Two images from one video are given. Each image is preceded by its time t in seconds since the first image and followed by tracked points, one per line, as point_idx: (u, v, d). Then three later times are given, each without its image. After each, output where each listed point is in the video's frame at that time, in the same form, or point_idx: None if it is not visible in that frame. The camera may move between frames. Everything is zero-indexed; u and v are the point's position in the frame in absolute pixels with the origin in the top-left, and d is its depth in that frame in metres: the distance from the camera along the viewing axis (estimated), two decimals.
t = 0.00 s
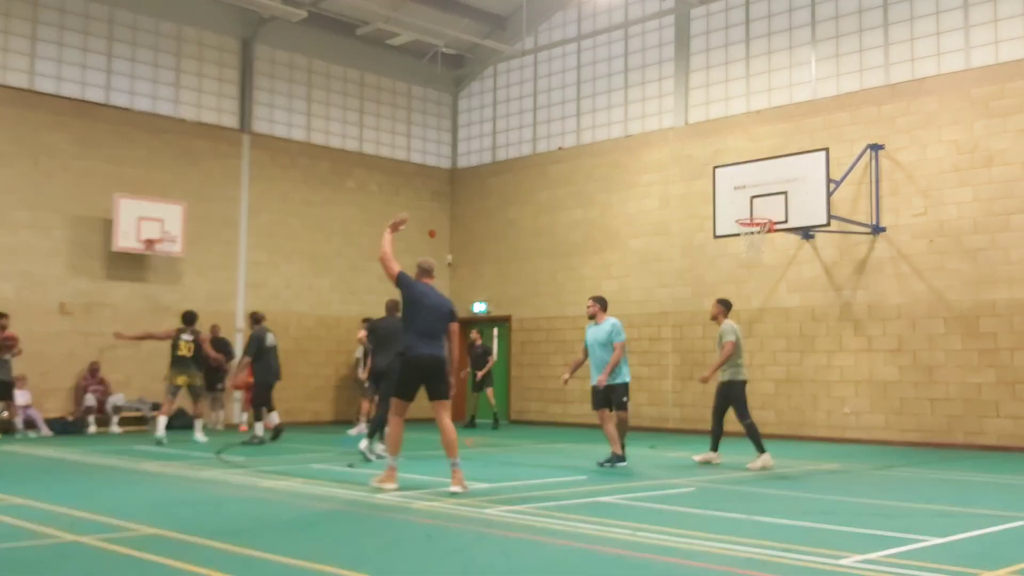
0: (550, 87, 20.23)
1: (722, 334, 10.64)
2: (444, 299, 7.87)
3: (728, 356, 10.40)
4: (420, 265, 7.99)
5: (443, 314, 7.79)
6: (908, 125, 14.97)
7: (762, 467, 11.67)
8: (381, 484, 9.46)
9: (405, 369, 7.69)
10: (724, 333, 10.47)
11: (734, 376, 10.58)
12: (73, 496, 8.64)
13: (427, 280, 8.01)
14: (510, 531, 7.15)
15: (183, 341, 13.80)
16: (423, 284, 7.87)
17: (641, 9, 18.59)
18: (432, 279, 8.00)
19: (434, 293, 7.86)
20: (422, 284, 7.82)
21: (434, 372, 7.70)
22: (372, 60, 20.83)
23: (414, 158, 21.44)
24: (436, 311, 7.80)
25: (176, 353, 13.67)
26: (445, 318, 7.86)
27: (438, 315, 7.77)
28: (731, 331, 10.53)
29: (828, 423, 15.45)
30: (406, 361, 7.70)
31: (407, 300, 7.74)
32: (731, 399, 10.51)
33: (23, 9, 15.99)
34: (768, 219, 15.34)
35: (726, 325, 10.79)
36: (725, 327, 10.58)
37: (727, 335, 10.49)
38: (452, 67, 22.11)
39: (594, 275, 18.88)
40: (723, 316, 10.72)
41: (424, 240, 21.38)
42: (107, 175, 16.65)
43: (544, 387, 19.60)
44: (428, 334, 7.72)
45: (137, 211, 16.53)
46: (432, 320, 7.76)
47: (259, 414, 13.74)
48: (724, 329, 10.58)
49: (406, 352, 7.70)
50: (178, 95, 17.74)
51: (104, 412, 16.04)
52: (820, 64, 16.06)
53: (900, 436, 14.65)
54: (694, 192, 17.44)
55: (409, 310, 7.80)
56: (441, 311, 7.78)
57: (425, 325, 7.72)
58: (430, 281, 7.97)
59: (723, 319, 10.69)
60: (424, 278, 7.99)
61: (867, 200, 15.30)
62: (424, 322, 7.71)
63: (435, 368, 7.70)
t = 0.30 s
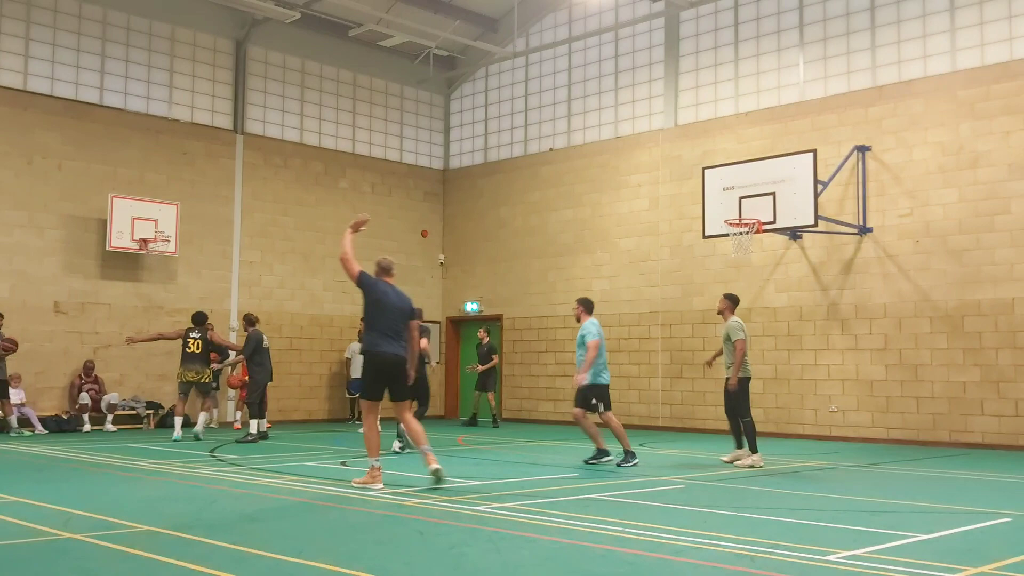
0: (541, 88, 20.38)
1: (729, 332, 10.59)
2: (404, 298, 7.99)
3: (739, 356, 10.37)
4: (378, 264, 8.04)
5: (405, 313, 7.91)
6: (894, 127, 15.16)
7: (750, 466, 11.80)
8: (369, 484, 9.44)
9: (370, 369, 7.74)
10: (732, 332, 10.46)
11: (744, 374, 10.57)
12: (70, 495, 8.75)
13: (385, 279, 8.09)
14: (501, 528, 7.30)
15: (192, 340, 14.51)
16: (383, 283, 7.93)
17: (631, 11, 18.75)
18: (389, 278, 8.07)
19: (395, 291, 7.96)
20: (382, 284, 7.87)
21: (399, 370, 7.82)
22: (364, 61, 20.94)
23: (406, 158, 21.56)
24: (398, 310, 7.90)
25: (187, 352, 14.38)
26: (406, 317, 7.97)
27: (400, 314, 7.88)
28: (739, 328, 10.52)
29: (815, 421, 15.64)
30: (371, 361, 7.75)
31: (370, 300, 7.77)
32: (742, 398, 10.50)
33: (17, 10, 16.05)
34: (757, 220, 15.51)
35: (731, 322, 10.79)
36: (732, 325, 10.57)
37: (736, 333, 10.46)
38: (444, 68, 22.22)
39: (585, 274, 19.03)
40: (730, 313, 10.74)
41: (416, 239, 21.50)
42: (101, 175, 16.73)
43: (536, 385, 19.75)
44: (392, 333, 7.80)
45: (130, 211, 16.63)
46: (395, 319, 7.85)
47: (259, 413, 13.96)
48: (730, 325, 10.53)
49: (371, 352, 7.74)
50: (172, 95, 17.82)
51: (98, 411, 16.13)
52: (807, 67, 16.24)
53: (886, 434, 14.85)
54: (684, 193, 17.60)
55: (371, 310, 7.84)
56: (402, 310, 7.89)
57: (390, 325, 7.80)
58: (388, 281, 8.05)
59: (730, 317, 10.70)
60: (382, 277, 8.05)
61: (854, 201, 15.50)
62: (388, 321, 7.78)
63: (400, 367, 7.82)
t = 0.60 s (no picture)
0: (536, 87, 20.37)
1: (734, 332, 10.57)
2: (365, 297, 8.08)
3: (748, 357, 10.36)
4: (338, 265, 8.14)
5: (367, 312, 8.01)
6: (889, 126, 15.19)
7: (746, 464, 11.83)
8: (363, 483, 9.42)
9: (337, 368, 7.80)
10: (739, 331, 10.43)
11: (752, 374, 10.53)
12: (65, 494, 8.73)
13: (347, 281, 8.19)
14: (495, 527, 7.31)
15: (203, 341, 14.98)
16: (344, 284, 8.02)
17: (626, 10, 18.75)
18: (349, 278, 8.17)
19: (356, 291, 8.06)
20: (342, 285, 7.97)
21: (365, 368, 7.89)
22: (359, 59, 20.91)
23: (401, 157, 21.54)
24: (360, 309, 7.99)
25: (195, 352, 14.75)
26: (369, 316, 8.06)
27: (361, 313, 7.98)
28: (745, 328, 10.51)
29: (809, 420, 15.67)
30: (337, 360, 7.82)
31: (332, 301, 7.86)
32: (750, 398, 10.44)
33: (10, 9, 16.00)
34: (751, 219, 15.54)
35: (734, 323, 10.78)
36: (737, 325, 10.56)
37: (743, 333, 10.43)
38: (439, 67, 22.20)
39: (580, 274, 19.04)
40: (732, 313, 10.77)
41: (411, 238, 21.49)
42: (95, 174, 16.69)
43: (530, 384, 19.76)
44: (355, 332, 7.89)
45: (124, 210, 16.59)
46: (358, 318, 7.95)
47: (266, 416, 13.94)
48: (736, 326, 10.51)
49: (336, 352, 7.81)
50: (166, 94, 17.78)
51: (92, 410, 16.09)
52: (802, 66, 16.27)
53: (880, 433, 14.88)
54: (678, 192, 17.61)
55: (333, 311, 7.92)
56: (364, 310, 7.99)
57: (352, 324, 7.89)
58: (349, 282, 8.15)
59: (733, 317, 10.70)
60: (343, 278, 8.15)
61: (848, 200, 15.53)
62: (350, 321, 7.88)
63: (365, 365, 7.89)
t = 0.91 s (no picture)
0: (534, 86, 20.37)
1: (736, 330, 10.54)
2: (328, 299, 8.20)
3: (750, 354, 10.35)
4: (304, 267, 8.26)
5: (329, 314, 8.14)
6: (886, 126, 15.19)
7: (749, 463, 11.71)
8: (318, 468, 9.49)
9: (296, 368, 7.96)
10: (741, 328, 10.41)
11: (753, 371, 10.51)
12: (63, 493, 8.72)
13: (312, 281, 8.31)
14: (492, 526, 7.31)
15: (205, 338, 15.14)
16: (308, 285, 8.15)
17: (624, 10, 18.75)
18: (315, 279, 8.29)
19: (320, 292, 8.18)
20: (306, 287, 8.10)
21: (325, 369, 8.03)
22: (356, 59, 20.90)
23: (399, 156, 21.53)
24: (322, 311, 8.12)
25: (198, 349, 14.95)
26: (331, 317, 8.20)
27: (324, 314, 8.11)
28: (748, 326, 10.47)
29: (807, 419, 15.66)
30: (299, 362, 7.97)
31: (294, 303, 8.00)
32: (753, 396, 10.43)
33: (7, 8, 15.98)
34: (749, 218, 15.53)
35: (736, 321, 10.76)
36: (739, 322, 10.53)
37: (745, 331, 10.39)
38: (438, 66, 22.20)
39: (578, 273, 19.04)
40: (734, 311, 10.75)
41: (410, 237, 21.48)
42: (93, 173, 16.67)
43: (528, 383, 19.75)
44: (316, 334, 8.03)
45: (122, 209, 16.58)
46: (320, 320, 8.08)
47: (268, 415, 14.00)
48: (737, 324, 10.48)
49: (298, 353, 7.97)
50: (163, 93, 17.77)
51: (90, 409, 16.09)
52: (799, 66, 16.28)
53: (878, 432, 14.89)
54: (676, 192, 17.61)
55: (296, 312, 8.06)
56: (327, 311, 8.12)
57: (314, 325, 8.03)
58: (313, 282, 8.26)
59: (735, 315, 10.69)
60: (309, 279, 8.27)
61: (846, 200, 15.53)
62: (312, 322, 8.01)
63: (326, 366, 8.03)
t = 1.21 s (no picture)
0: (533, 84, 20.36)
1: (738, 328, 10.49)
2: (280, 300, 8.38)
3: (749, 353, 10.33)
4: (256, 267, 8.34)
5: (280, 315, 8.30)
6: (886, 124, 15.19)
7: (757, 465, 11.56)
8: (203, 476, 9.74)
9: (248, 368, 8.13)
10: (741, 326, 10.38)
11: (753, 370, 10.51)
12: (63, 492, 8.72)
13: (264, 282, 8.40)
14: (491, 524, 7.31)
15: (192, 336, 14.67)
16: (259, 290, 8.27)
17: (623, 7, 18.74)
18: (266, 280, 8.41)
19: (272, 293, 8.34)
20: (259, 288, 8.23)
21: (277, 370, 8.24)
22: (356, 57, 20.89)
23: (398, 154, 21.52)
24: (273, 313, 8.27)
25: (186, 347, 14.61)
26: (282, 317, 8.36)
27: (277, 316, 8.28)
28: (749, 325, 10.43)
29: (807, 417, 15.67)
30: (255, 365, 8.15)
31: (248, 305, 8.12)
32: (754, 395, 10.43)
33: (6, 6, 15.96)
34: (749, 217, 15.52)
35: (739, 319, 10.72)
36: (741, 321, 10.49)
37: (745, 330, 10.36)
38: (437, 64, 22.19)
39: (577, 271, 19.04)
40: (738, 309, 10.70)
41: (409, 236, 21.47)
42: (92, 171, 16.66)
43: (528, 381, 19.75)
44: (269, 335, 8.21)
45: (121, 207, 16.56)
46: (272, 322, 8.24)
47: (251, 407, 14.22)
48: (739, 322, 10.43)
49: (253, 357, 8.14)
50: (163, 91, 17.77)
51: (90, 408, 16.09)
52: (799, 64, 16.27)
53: (877, 430, 14.90)
54: (676, 190, 17.60)
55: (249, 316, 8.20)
56: (278, 313, 8.28)
57: (267, 329, 8.20)
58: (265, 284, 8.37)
59: (738, 313, 10.64)
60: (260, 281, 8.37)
61: (845, 198, 15.53)
62: (266, 323, 8.18)
63: (278, 366, 8.25)
